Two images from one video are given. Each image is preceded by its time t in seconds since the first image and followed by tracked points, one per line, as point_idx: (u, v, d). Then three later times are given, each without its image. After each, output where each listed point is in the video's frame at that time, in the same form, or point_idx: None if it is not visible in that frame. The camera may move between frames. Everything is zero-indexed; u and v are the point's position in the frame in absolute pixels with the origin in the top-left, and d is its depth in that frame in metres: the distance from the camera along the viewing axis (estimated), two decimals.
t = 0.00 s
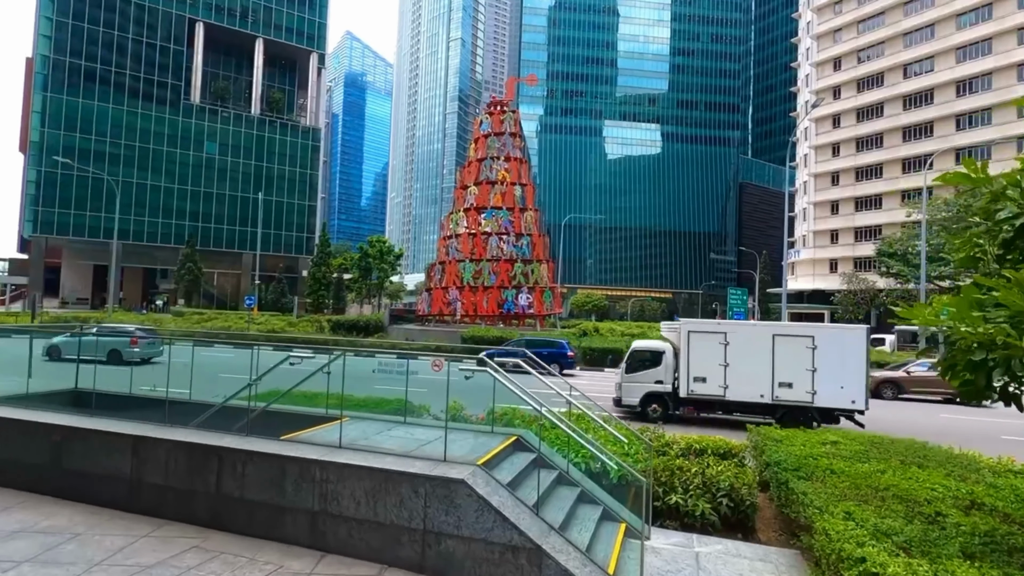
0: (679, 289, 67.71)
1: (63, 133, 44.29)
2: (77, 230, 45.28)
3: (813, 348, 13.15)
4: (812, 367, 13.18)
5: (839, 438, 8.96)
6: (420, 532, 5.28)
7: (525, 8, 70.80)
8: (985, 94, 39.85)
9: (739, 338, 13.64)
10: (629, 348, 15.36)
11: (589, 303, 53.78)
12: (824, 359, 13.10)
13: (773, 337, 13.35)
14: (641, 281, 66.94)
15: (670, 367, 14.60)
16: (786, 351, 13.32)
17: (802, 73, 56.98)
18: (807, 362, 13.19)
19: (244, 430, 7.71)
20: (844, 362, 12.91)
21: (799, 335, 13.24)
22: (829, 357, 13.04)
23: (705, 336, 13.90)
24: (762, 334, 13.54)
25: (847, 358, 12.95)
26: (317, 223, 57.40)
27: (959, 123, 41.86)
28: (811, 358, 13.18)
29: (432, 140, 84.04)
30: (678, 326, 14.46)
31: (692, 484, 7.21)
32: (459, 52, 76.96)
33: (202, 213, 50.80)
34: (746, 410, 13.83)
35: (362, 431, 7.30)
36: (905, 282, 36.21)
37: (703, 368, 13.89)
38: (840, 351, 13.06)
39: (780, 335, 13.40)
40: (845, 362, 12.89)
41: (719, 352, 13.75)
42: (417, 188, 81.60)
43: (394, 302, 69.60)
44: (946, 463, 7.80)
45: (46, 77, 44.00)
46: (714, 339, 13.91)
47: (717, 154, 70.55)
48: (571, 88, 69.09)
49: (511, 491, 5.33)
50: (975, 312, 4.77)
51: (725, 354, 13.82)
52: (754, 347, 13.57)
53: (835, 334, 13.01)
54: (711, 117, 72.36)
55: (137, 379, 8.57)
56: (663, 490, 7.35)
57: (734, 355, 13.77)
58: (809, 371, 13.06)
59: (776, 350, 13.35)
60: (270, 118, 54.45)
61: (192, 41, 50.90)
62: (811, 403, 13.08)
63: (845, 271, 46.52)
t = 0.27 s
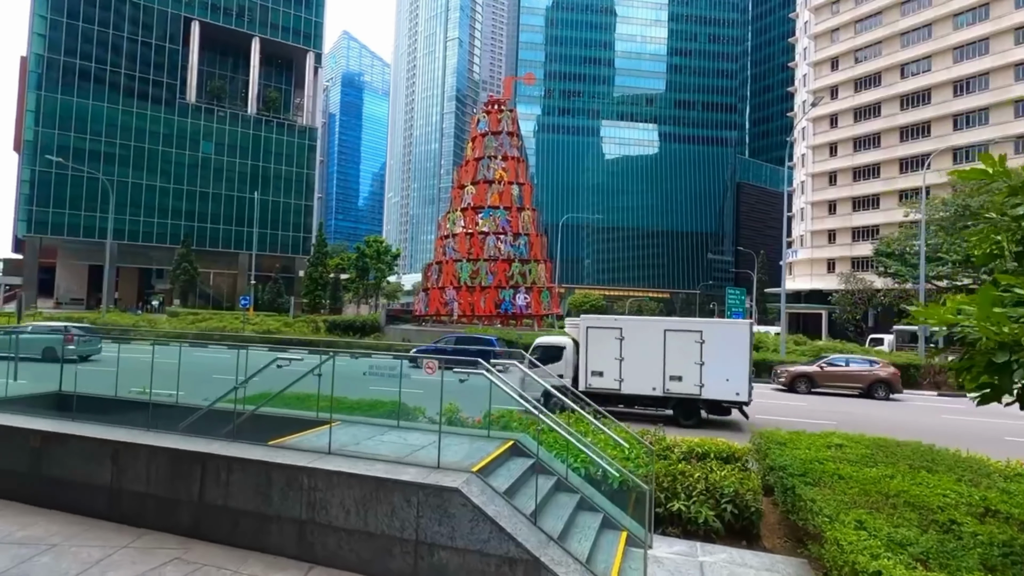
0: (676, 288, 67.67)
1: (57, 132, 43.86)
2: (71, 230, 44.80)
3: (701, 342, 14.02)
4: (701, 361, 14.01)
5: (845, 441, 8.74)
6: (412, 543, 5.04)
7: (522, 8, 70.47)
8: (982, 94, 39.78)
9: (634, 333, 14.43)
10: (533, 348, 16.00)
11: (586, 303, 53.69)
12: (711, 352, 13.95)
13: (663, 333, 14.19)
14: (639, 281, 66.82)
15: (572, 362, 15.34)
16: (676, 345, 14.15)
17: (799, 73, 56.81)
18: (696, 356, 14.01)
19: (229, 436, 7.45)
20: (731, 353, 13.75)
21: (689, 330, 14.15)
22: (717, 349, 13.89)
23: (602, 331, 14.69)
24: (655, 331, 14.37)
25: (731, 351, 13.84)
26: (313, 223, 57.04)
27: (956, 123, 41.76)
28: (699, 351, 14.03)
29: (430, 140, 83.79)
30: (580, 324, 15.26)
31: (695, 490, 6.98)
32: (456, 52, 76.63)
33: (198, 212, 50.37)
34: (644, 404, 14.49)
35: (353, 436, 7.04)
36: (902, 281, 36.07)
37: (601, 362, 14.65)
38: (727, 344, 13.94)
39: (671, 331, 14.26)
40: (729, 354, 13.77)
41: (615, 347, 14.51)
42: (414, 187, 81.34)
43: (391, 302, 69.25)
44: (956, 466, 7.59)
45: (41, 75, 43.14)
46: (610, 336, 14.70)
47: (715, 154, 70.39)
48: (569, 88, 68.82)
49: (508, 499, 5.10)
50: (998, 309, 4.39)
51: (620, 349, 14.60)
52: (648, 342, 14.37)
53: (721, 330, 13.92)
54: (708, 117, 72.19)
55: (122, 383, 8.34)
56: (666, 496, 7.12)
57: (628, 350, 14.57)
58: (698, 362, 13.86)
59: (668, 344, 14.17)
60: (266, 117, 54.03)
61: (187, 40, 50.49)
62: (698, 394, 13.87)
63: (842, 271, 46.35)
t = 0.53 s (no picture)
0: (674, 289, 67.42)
1: (52, 130, 43.52)
2: (67, 229, 44.47)
3: (581, 338, 14.73)
4: (581, 355, 14.75)
5: (854, 445, 8.48)
6: (406, 557, 4.76)
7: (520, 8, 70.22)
8: (981, 94, 39.64)
9: (521, 327, 15.38)
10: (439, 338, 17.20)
11: (584, 303, 53.52)
12: (589, 347, 14.67)
13: (546, 328, 15.05)
14: (637, 281, 66.49)
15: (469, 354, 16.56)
16: (557, 340, 14.95)
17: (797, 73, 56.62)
18: (575, 350, 14.75)
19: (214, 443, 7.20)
20: (608, 349, 14.43)
21: (570, 326, 14.89)
22: (596, 344, 14.62)
23: (493, 325, 15.90)
24: (540, 326, 15.24)
25: (606, 347, 14.54)
26: (311, 222, 56.71)
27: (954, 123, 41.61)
28: (579, 346, 14.76)
29: (427, 140, 83.55)
30: (478, 318, 16.29)
31: (701, 498, 6.72)
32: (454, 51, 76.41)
33: (195, 212, 50.05)
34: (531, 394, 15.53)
35: (345, 442, 6.79)
36: (901, 282, 35.87)
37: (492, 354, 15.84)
38: (605, 340, 14.65)
39: (554, 326, 15.08)
40: (604, 349, 14.49)
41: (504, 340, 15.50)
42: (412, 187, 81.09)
43: (388, 302, 68.97)
44: (971, 473, 7.32)
45: (35, 73, 43.33)
46: (502, 330, 15.74)
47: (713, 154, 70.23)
48: (567, 88, 68.59)
49: (507, 511, 4.83)
50: None
51: (510, 342, 15.63)
52: (533, 336, 15.28)
53: (600, 327, 14.64)
54: (706, 117, 71.97)
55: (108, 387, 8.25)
56: (671, 504, 6.85)
57: (517, 343, 15.56)
58: (576, 356, 14.59)
59: (549, 338, 15.04)
60: (263, 116, 53.70)
61: (184, 38, 50.17)
62: (577, 387, 14.57)
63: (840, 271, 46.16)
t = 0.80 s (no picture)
0: (673, 289, 67.21)
1: (50, 130, 43.23)
2: (64, 229, 44.14)
3: (472, 332, 16.31)
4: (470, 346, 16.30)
5: (864, 449, 8.26)
6: (406, 567, 4.55)
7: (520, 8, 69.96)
8: (981, 94, 39.49)
9: (415, 323, 16.65)
10: (334, 335, 18.23)
11: (584, 304, 53.85)
12: (478, 340, 16.28)
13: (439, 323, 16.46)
14: (636, 282, 66.26)
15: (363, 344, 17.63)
16: (449, 334, 16.45)
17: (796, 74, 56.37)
18: (466, 344, 16.35)
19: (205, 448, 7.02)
20: (494, 340, 16.11)
21: (462, 320, 16.39)
22: (483, 337, 16.20)
23: (390, 320, 16.94)
24: (434, 322, 16.65)
25: (493, 340, 16.22)
26: (309, 222, 56.36)
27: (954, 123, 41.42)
28: (469, 339, 16.35)
29: (426, 140, 83.33)
30: (374, 316, 17.42)
31: (710, 505, 6.51)
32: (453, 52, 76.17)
33: (192, 212, 49.72)
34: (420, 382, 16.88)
35: (343, 447, 6.60)
36: (901, 283, 35.61)
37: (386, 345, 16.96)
38: (492, 333, 16.23)
39: (446, 322, 16.58)
40: (490, 341, 16.14)
41: (399, 335, 16.71)
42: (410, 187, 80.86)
43: (387, 303, 68.64)
44: (987, 478, 7.11)
45: (32, 73, 43.05)
46: (397, 326, 16.95)
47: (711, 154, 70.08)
48: (566, 88, 68.34)
49: (512, 520, 4.64)
50: None
51: (404, 337, 16.84)
52: (427, 331, 16.65)
53: (488, 321, 16.23)
54: (705, 118, 71.75)
55: (97, 389, 8.08)
56: (680, 510, 6.63)
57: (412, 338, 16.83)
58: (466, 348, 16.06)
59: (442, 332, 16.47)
60: (262, 116, 53.34)
61: (182, 38, 49.85)
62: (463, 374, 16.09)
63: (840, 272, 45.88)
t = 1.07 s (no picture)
0: (672, 290, 66.99)
1: (47, 130, 43.06)
2: (61, 230, 43.93)
3: (381, 330, 16.11)
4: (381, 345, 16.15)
5: (872, 453, 8.05)
6: None
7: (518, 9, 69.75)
8: (981, 96, 39.35)
9: (326, 321, 16.49)
10: (255, 332, 18.28)
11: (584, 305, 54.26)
12: (387, 337, 16.06)
13: (349, 321, 16.21)
14: (635, 283, 66.06)
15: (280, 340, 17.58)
16: (359, 332, 16.20)
17: (796, 75, 56.22)
18: (375, 341, 16.11)
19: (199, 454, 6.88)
20: (401, 339, 15.91)
21: (371, 319, 16.18)
22: (392, 336, 16.00)
23: (302, 319, 16.81)
24: (345, 320, 16.41)
25: (402, 337, 15.98)
26: (308, 223, 56.10)
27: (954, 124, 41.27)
28: (379, 337, 16.13)
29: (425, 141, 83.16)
30: (289, 312, 17.29)
31: (719, 512, 6.33)
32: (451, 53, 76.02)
33: (191, 213, 49.49)
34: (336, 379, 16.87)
35: (340, 454, 6.47)
36: (902, 284, 35.40)
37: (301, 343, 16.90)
38: (402, 332, 16.02)
39: (357, 319, 16.32)
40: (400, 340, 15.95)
41: (312, 332, 16.59)
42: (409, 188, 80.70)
43: (385, 304, 68.39)
44: (1000, 484, 6.90)
45: (30, 73, 42.84)
46: (311, 322, 16.83)
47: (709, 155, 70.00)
48: (565, 89, 68.19)
49: (514, 531, 4.51)
50: None
51: (318, 334, 16.72)
52: (337, 328, 16.47)
53: (397, 320, 15.99)
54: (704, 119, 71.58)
55: (90, 391, 7.92)
56: (687, 518, 6.44)
57: (325, 334, 16.67)
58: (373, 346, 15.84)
59: (351, 329, 16.23)
60: (260, 117, 53.11)
61: (180, 38, 49.69)
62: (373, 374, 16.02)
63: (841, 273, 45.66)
